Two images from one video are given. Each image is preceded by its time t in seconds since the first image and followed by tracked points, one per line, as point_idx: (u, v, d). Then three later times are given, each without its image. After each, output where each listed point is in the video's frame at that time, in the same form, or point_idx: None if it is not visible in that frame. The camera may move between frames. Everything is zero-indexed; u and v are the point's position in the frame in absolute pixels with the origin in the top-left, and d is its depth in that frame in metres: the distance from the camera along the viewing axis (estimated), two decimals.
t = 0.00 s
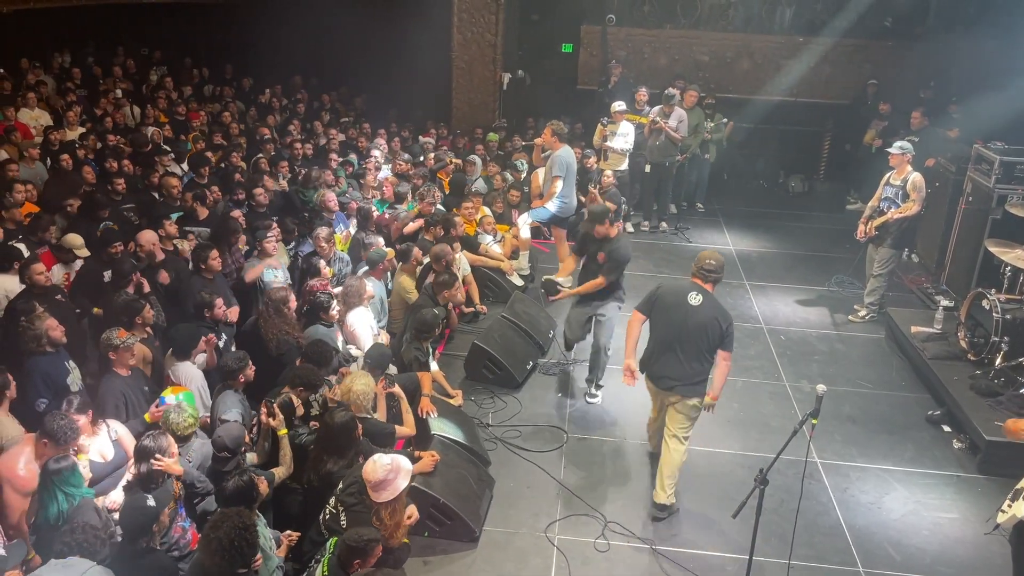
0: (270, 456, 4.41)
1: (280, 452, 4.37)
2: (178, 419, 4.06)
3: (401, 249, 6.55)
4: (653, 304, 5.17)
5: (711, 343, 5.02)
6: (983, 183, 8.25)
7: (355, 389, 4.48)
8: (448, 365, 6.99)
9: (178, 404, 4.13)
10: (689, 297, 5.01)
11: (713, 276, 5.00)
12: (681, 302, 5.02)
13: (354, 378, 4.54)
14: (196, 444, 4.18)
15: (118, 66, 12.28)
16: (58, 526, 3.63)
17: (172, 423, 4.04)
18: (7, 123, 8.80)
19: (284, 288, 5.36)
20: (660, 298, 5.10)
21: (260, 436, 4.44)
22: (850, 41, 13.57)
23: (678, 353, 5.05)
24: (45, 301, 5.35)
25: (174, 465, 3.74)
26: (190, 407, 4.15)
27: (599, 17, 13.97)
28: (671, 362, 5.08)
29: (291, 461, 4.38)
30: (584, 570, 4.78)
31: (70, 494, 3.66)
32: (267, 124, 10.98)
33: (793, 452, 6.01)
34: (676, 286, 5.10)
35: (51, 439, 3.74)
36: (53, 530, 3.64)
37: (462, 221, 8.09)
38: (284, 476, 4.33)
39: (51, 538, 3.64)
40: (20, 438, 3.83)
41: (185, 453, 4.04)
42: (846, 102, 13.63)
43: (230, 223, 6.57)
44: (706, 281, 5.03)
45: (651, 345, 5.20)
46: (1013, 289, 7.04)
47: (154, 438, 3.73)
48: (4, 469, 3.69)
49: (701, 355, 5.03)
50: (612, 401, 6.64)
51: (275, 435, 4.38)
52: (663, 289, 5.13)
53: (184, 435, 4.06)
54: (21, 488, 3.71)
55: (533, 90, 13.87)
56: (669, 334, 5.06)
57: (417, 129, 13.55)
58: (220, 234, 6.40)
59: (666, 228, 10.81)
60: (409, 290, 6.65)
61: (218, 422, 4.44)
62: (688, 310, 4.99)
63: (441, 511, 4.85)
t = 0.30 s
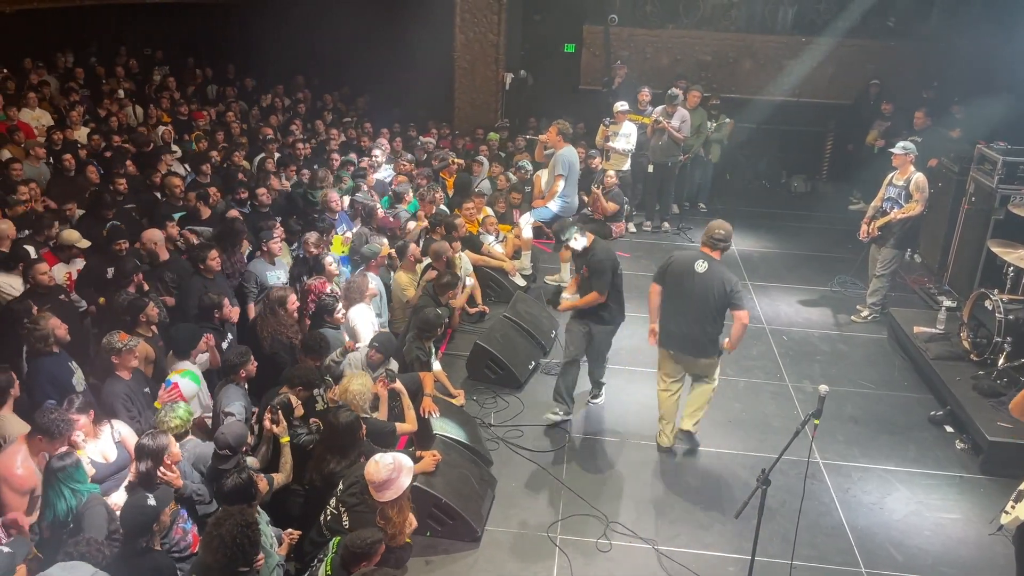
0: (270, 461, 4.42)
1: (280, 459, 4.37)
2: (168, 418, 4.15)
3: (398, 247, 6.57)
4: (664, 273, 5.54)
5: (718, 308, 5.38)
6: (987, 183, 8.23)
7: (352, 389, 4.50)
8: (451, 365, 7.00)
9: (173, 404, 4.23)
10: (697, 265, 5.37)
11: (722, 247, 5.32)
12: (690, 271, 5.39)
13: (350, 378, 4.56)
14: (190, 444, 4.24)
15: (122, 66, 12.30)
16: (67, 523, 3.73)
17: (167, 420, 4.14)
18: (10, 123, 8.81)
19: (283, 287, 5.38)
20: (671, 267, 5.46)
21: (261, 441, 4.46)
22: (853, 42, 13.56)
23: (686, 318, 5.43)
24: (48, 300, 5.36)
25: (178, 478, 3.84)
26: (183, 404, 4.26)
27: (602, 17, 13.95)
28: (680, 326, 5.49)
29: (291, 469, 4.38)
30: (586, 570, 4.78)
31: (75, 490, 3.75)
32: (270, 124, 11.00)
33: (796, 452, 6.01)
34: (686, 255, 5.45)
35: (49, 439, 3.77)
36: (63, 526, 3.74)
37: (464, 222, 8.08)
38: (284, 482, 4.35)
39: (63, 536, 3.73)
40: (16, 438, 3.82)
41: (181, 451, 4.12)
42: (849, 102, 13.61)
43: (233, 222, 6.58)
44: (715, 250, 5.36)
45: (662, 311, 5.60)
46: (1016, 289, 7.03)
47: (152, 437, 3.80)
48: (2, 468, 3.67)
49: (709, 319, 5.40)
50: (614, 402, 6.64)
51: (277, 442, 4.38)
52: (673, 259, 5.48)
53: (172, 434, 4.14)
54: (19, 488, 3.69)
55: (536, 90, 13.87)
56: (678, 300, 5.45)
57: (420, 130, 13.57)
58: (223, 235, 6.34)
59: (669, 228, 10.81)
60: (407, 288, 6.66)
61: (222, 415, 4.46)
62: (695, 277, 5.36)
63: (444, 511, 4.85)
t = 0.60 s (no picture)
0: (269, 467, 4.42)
1: (281, 465, 4.37)
2: (163, 415, 4.17)
3: (400, 246, 6.59)
4: (688, 257, 5.92)
5: (739, 290, 5.79)
6: (989, 184, 8.22)
7: (348, 390, 4.62)
8: (453, 365, 7.00)
9: (172, 401, 4.23)
10: (719, 251, 5.74)
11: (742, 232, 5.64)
12: (712, 256, 5.76)
13: (348, 380, 4.67)
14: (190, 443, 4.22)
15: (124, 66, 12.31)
16: (71, 520, 3.75)
17: (163, 415, 4.17)
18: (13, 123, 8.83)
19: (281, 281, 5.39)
20: (694, 253, 5.83)
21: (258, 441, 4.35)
22: (856, 42, 13.54)
23: (707, 300, 5.85)
24: (51, 299, 5.38)
25: (186, 478, 3.88)
26: (182, 402, 4.25)
27: (604, 17, 13.90)
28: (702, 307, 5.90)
29: (290, 474, 4.37)
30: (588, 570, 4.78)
31: (82, 486, 3.78)
32: (273, 124, 11.01)
33: (798, 453, 6.00)
34: (708, 241, 5.81)
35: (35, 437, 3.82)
36: (67, 524, 3.76)
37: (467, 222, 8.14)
38: (283, 488, 4.31)
39: (66, 535, 3.75)
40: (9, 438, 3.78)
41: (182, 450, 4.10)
42: (851, 102, 13.60)
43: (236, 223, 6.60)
44: (735, 235, 5.70)
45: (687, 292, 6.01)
46: (1018, 289, 7.02)
47: (153, 436, 3.80)
48: None
49: (730, 300, 5.82)
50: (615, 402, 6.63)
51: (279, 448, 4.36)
52: (696, 245, 5.84)
53: (174, 424, 4.17)
54: (16, 486, 3.66)
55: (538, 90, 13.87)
56: (701, 284, 5.85)
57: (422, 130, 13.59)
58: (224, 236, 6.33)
59: (671, 228, 10.81)
60: (410, 286, 6.64)
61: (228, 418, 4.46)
62: (716, 262, 5.74)
63: (446, 511, 4.86)
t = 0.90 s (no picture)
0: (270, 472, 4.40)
1: (280, 469, 4.35)
2: (169, 417, 4.18)
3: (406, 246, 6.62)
4: (706, 239, 6.39)
5: (759, 262, 6.31)
6: (992, 184, 8.21)
7: (350, 391, 4.62)
8: (455, 365, 6.99)
9: (178, 404, 4.25)
10: (737, 228, 6.26)
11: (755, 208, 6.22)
12: (731, 233, 6.27)
13: (348, 380, 4.67)
14: (192, 447, 4.21)
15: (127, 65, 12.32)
16: (71, 519, 3.80)
17: (167, 418, 4.18)
18: (16, 122, 8.83)
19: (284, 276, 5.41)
20: (713, 230, 6.35)
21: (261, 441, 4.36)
22: (858, 42, 13.54)
23: (729, 273, 6.33)
24: (53, 299, 5.38)
25: (187, 475, 3.87)
26: (189, 404, 4.27)
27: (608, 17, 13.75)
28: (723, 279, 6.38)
29: (289, 479, 4.35)
30: (590, 570, 4.78)
31: (84, 486, 3.83)
32: (276, 125, 11.02)
33: (800, 453, 6.00)
34: (724, 221, 6.32)
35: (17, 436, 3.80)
36: (68, 523, 3.81)
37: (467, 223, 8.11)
38: (282, 492, 4.29)
39: (66, 534, 3.79)
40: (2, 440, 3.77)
41: (184, 452, 4.10)
42: (854, 102, 13.59)
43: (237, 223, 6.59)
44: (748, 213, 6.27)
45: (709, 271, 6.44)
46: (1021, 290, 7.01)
47: (157, 435, 3.80)
48: None
49: (753, 272, 6.31)
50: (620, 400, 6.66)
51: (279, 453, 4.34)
52: (714, 225, 6.34)
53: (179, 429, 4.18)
54: (13, 485, 3.66)
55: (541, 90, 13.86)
56: (722, 259, 6.32)
57: (425, 130, 13.59)
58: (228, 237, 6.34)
59: (673, 228, 10.81)
60: (415, 286, 6.65)
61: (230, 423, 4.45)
62: (735, 238, 6.26)
63: (448, 511, 4.86)
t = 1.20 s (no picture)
0: (274, 473, 4.40)
1: (285, 473, 4.36)
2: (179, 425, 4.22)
3: (412, 246, 6.67)
4: (716, 217, 6.89)
5: (765, 238, 6.79)
6: (994, 184, 8.20)
7: (356, 388, 4.56)
8: (457, 365, 7.00)
9: (187, 411, 4.29)
10: (744, 207, 6.74)
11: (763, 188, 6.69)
12: (739, 212, 6.75)
13: (354, 377, 4.61)
14: (200, 451, 4.23)
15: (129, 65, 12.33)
16: (70, 520, 3.71)
17: (179, 427, 4.21)
18: (18, 122, 8.84)
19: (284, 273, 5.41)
20: (722, 209, 6.84)
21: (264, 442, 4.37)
22: (860, 42, 13.53)
23: (737, 248, 6.83)
24: (55, 298, 5.37)
25: (188, 478, 3.88)
26: (195, 411, 4.31)
27: (610, 17, 13.87)
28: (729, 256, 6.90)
29: (292, 483, 4.37)
30: (591, 570, 4.78)
31: (83, 487, 3.73)
32: (277, 125, 11.02)
33: (802, 453, 6.00)
34: (733, 200, 6.81)
35: (14, 433, 3.78)
36: (66, 525, 3.72)
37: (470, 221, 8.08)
38: (285, 495, 4.32)
39: (65, 535, 3.72)
40: None
41: (188, 456, 4.13)
42: (856, 102, 13.57)
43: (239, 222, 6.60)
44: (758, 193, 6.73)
45: (719, 247, 6.94)
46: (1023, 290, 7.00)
47: (160, 435, 3.81)
48: None
49: (759, 248, 6.81)
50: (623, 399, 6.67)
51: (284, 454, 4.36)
52: (723, 204, 6.84)
53: (191, 440, 4.22)
54: (8, 488, 3.65)
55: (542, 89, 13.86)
56: (731, 235, 6.82)
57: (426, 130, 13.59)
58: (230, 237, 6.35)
59: (675, 228, 10.80)
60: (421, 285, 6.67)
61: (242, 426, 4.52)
62: (741, 216, 6.75)
63: (449, 510, 4.86)
